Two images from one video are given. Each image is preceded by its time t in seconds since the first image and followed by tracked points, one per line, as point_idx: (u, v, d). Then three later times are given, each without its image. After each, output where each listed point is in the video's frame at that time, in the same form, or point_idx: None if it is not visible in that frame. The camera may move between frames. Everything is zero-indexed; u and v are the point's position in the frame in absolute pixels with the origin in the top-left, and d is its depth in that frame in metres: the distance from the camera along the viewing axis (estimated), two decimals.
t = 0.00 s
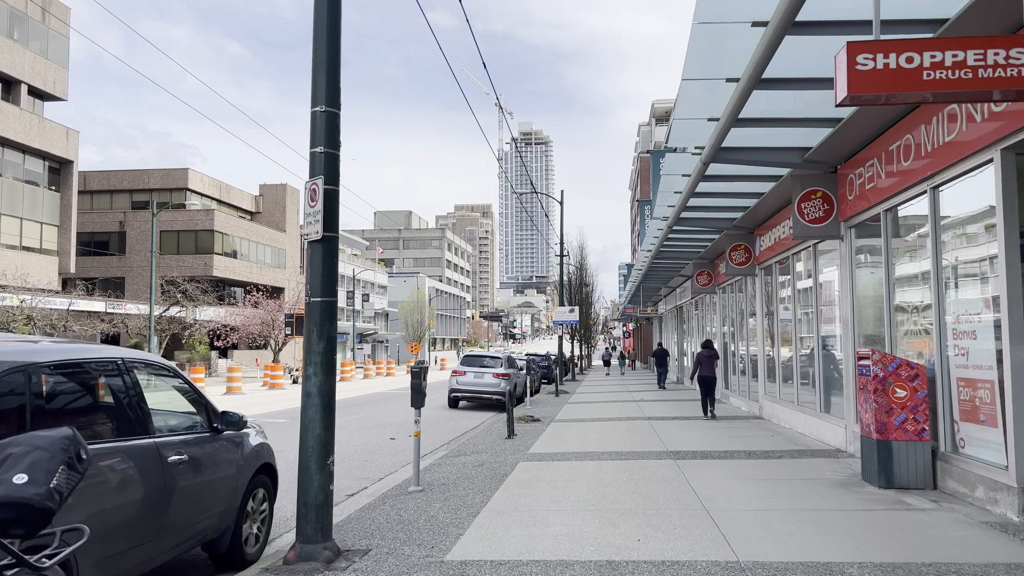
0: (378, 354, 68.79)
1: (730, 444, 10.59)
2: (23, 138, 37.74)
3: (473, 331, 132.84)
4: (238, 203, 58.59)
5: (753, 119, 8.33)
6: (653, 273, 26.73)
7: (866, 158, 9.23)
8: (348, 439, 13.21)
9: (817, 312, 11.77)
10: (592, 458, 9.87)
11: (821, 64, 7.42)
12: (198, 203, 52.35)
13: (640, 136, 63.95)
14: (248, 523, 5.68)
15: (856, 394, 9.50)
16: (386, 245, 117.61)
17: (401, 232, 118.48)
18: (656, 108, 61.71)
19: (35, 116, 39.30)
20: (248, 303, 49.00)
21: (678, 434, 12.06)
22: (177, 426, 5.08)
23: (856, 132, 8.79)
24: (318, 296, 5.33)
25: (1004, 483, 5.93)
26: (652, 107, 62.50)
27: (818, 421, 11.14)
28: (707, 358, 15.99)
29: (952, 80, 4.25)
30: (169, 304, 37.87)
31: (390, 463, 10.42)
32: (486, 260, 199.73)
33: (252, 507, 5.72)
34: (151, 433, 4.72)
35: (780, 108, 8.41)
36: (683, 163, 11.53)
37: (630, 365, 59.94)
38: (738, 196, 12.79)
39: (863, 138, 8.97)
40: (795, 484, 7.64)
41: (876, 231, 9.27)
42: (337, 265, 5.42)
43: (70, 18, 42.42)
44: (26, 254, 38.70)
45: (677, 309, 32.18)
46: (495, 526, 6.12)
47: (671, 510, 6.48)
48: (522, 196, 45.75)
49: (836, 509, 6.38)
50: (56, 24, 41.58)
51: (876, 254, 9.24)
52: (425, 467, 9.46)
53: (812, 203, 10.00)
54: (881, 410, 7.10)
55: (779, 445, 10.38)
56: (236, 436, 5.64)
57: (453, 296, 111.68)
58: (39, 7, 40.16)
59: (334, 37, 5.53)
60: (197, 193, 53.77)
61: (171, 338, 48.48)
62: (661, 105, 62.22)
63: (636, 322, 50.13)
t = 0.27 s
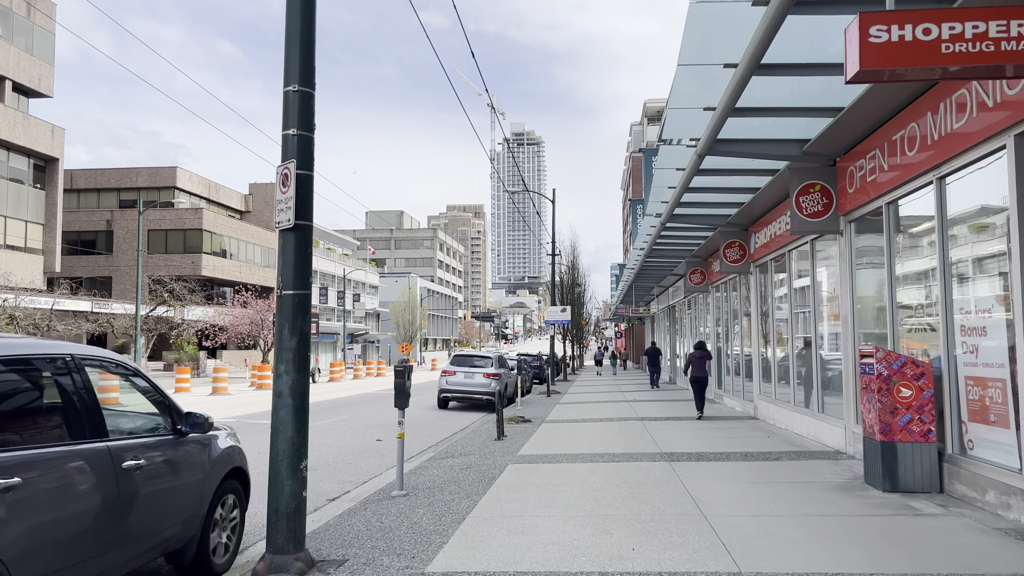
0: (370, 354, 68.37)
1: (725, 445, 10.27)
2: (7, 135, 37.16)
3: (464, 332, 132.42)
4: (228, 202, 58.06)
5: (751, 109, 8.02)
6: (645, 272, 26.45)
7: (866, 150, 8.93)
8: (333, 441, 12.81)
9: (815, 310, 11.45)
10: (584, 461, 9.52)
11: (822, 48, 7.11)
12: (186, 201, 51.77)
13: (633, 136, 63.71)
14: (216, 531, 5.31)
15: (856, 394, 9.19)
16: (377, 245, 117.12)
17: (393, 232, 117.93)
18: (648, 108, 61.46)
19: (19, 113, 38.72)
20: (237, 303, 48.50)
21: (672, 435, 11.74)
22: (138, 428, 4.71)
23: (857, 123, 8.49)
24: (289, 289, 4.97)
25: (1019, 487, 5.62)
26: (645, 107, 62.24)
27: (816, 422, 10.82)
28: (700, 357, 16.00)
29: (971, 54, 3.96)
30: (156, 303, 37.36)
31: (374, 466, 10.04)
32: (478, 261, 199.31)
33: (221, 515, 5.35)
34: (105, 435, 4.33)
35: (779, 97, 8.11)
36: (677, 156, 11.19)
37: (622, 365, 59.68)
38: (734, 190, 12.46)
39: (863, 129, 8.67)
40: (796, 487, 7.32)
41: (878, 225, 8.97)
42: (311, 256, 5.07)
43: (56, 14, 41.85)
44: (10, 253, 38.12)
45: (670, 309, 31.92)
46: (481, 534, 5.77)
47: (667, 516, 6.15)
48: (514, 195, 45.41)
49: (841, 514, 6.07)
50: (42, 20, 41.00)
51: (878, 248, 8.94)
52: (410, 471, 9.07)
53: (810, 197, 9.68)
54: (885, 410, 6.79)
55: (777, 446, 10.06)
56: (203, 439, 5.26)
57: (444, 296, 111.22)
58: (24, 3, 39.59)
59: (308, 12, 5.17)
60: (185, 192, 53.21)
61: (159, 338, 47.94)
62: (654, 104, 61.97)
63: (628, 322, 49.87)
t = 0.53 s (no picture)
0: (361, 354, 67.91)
1: (724, 450, 9.94)
2: None
3: (457, 332, 131.99)
4: (218, 200, 57.55)
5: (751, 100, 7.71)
6: (639, 272, 26.15)
7: (870, 144, 8.63)
8: (318, 444, 12.43)
9: (815, 310, 11.16)
10: (578, 466, 9.18)
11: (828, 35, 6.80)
12: (175, 200, 51.21)
13: (626, 136, 63.41)
14: (184, 546, 4.94)
15: (860, 396, 8.88)
16: (369, 244, 116.59)
17: (385, 231, 117.34)
18: (642, 107, 61.17)
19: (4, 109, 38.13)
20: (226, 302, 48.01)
21: (667, 438, 11.46)
22: (96, 436, 4.34)
23: (860, 115, 8.18)
24: (262, 286, 4.62)
25: None
26: (638, 106, 61.93)
27: (816, 426, 10.50)
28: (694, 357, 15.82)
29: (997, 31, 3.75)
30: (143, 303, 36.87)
31: (359, 472, 9.66)
32: (471, 260, 198.86)
33: (190, 529, 4.99)
34: (58, 445, 3.97)
35: (781, 87, 7.79)
36: (673, 151, 10.86)
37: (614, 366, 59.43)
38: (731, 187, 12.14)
39: (867, 122, 8.37)
40: (800, 495, 6.99)
41: (881, 222, 8.67)
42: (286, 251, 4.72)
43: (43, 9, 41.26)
44: None
45: (663, 309, 31.63)
46: (469, 547, 5.42)
47: (665, 526, 5.85)
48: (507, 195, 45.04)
49: (847, 525, 5.76)
50: (28, 16, 40.42)
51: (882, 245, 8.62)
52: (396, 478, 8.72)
53: (811, 193, 9.36)
54: (893, 414, 6.49)
55: (775, 450, 9.76)
56: (170, 447, 4.89)
57: (437, 296, 110.75)
58: None
59: None
60: (174, 190, 52.66)
61: (147, 338, 47.38)
62: (647, 103, 61.70)
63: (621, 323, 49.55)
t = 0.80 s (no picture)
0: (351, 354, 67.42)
1: (723, 452, 9.63)
2: None
3: (448, 331, 131.51)
4: (206, 199, 56.97)
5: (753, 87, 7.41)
6: (633, 270, 25.83)
7: (875, 136, 8.34)
8: (303, 446, 12.06)
9: (815, 307, 10.87)
10: (572, 469, 8.84)
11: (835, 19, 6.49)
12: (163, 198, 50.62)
13: (618, 135, 63.03)
14: (150, 559, 4.58)
15: (864, 396, 8.58)
16: (360, 244, 115.93)
17: (376, 231, 116.71)
18: (634, 106, 60.77)
19: None
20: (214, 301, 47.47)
21: (664, 439, 11.15)
22: (51, 441, 3.98)
23: (865, 105, 7.88)
24: (232, 278, 4.27)
25: None
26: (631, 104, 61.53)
27: (817, 426, 10.21)
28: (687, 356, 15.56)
29: None
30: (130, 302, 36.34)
31: (345, 476, 9.30)
32: (463, 260, 198.32)
33: (156, 540, 4.62)
34: (5, 452, 3.60)
35: (784, 75, 7.49)
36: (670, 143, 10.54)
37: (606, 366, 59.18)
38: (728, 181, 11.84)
39: (872, 111, 8.07)
40: (805, 499, 6.68)
41: (885, 216, 8.38)
42: (260, 240, 4.38)
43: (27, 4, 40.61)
44: None
45: (656, 309, 31.30)
46: (459, 558, 5.08)
47: (666, 535, 5.52)
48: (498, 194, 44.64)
49: (857, 533, 5.45)
50: (12, 11, 39.77)
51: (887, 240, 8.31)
52: (383, 482, 8.36)
53: (813, 186, 9.04)
54: (903, 415, 6.20)
55: (775, 452, 9.46)
56: (132, 452, 4.51)
57: (428, 296, 110.19)
58: None
59: None
60: (162, 188, 52.05)
61: (134, 338, 46.80)
62: (640, 102, 61.32)
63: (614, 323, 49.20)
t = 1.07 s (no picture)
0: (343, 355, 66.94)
1: (723, 456, 9.30)
2: None
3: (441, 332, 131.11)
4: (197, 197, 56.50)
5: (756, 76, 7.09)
6: (627, 270, 25.56)
7: (880, 129, 8.03)
8: (289, 450, 11.66)
9: (817, 307, 10.54)
10: (565, 476, 8.49)
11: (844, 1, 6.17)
12: (152, 197, 50.15)
13: (612, 134, 62.71)
14: None
15: (870, 399, 8.26)
16: (353, 244, 115.53)
17: (369, 231, 116.10)
18: (628, 105, 60.43)
19: None
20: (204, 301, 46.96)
21: (661, 442, 10.82)
22: None
23: (871, 95, 7.57)
24: (195, 276, 3.92)
25: None
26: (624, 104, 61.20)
27: (819, 430, 9.89)
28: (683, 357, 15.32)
29: None
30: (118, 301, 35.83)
31: (331, 483, 8.92)
32: (456, 260, 197.93)
33: (117, 558, 4.25)
34: None
35: (788, 62, 7.17)
36: (667, 137, 10.21)
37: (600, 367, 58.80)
38: (727, 177, 11.52)
39: (878, 102, 7.75)
40: (813, 508, 6.34)
41: (891, 213, 8.07)
42: (227, 232, 4.03)
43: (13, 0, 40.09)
44: None
45: (651, 309, 30.99)
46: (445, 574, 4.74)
47: (668, 549, 5.18)
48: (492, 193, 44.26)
49: (870, 546, 5.12)
50: None
51: (893, 237, 8.00)
52: (369, 489, 7.99)
53: (816, 180, 8.72)
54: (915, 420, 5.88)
55: (777, 457, 9.14)
56: (89, 464, 4.15)
57: (421, 296, 109.63)
58: None
59: None
60: (152, 187, 51.56)
61: (122, 338, 46.23)
62: (633, 101, 60.94)
63: (607, 323, 48.88)
